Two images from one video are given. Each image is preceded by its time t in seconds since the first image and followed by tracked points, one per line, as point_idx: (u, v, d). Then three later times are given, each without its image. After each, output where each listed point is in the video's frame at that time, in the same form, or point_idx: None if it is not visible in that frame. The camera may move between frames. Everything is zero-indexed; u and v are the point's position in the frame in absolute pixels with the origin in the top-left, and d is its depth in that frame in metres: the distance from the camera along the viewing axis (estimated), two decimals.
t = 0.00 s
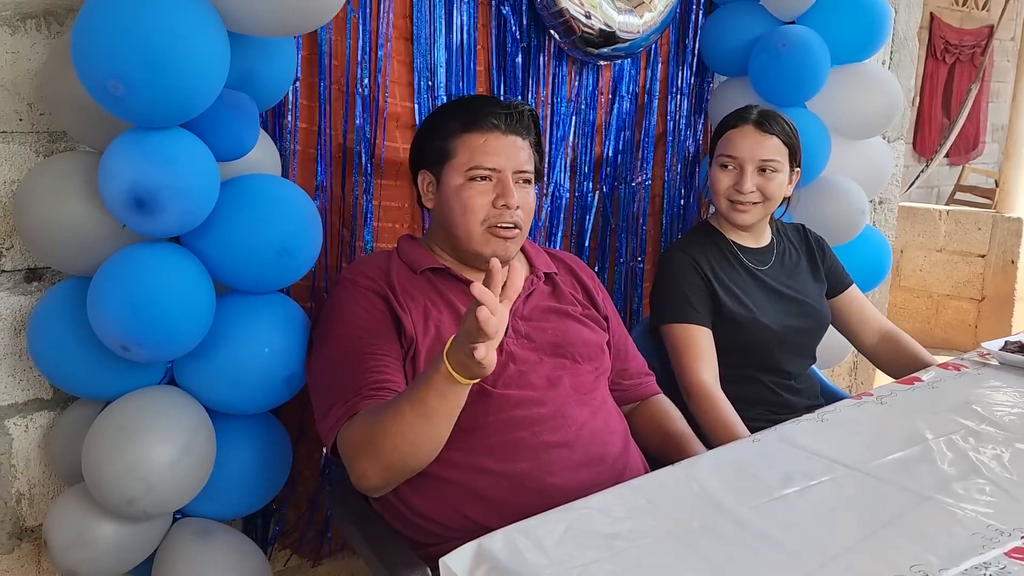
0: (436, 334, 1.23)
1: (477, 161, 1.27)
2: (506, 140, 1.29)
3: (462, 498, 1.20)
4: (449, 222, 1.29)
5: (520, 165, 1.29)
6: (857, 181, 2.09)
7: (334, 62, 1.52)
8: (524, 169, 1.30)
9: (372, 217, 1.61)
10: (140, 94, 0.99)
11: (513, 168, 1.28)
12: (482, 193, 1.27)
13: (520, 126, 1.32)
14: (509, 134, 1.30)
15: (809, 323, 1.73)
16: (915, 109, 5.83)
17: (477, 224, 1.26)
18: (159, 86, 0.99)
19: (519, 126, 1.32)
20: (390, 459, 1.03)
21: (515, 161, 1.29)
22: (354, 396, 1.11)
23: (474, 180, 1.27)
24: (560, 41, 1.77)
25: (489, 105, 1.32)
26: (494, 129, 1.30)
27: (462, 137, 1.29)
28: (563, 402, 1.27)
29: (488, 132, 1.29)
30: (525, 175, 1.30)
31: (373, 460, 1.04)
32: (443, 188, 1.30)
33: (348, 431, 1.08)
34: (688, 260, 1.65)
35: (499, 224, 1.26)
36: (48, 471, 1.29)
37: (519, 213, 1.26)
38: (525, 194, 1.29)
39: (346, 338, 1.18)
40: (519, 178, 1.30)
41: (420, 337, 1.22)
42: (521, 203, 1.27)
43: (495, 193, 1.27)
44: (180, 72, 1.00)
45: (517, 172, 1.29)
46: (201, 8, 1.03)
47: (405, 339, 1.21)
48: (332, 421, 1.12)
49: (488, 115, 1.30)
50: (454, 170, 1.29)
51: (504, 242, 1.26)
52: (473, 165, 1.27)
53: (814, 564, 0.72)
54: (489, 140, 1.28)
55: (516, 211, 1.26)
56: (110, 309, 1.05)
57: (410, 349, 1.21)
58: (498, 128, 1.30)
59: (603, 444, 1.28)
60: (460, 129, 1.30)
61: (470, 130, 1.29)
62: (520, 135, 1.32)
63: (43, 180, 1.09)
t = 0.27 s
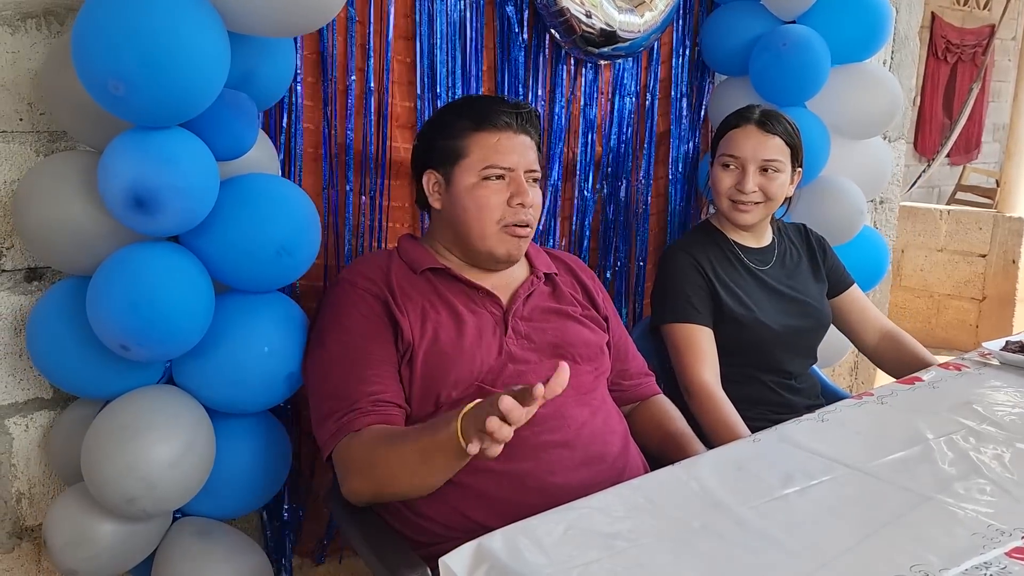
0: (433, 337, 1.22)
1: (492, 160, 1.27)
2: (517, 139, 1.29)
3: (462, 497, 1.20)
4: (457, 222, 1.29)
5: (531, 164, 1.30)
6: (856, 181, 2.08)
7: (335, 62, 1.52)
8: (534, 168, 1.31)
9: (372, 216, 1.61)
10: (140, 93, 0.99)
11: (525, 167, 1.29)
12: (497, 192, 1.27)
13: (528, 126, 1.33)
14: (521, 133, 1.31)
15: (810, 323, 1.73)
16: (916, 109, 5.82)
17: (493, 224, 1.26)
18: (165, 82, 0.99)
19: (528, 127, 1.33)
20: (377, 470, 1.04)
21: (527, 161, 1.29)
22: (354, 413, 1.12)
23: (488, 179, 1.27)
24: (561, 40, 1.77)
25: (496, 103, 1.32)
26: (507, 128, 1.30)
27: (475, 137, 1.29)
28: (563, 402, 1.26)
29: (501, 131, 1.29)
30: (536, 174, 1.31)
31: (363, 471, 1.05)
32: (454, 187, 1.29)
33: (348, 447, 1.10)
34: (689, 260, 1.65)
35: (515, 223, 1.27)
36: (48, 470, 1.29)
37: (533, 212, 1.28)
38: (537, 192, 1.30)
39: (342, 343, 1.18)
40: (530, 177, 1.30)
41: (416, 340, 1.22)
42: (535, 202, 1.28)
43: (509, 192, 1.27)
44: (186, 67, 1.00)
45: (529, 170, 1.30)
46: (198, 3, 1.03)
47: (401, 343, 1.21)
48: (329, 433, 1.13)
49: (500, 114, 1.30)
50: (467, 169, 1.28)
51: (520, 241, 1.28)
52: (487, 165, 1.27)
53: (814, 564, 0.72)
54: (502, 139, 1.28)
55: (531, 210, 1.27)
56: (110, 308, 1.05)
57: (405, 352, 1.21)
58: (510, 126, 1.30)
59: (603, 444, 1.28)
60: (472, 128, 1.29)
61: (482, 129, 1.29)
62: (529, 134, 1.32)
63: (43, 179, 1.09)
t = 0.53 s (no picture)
0: (428, 338, 1.22)
1: (500, 163, 1.26)
2: (521, 139, 1.30)
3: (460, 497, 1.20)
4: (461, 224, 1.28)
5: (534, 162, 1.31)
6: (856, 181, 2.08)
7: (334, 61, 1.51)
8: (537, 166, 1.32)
9: (372, 215, 1.61)
10: (137, 91, 0.99)
11: (529, 167, 1.29)
12: (504, 194, 1.27)
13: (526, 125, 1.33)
14: (521, 132, 1.31)
15: (809, 324, 1.72)
16: (917, 108, 5.81)
17: (502, 226, 1.27)
18: (166, 79, 0.99)
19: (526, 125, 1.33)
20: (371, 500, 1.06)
21: (530, 160, 1.30)
22: (350, 431, 1.11)
23: (496, 182, 1.27)
24: (557, 40, 1.76)
25: (496, 103, 1.31)
26: (509, 128, 1.29)
27: (480, 139, 1.27)
28: (562, 402, 1.26)
29: (505, 132, 1.28)
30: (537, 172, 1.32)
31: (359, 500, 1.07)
32: (460, 190, 1.28)
33: (344, 469, 1.10)
34: (689, 260, 1.64)
35: (522, 223, 1.28)
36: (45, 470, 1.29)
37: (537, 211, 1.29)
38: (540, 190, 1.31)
39: (335, 345, 1.18)
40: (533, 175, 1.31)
41: (410, 341, 1.21)
42: (540, 201, 1.29)
43: (516, 193, 1.28)
44: (186, 65, 1.00)
45: (532, 169, 1.30)
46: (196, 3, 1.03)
47: (395, 344, 1.20)
48: (323, 446, 1.12)
49: (501, 115, 1.29)
50: (474, 173, 1.27)
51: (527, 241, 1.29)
52: (495, 167, 1.26)
53: (812, 564, 0.72)
54: (507, 141, 1.28)
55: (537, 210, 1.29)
56: (106, 308, 1.05)
57: (399, 354, 1.20)
58: (512, 127, 1.30)
59: (602, 444, 1.28)
60: (477, 131, 1.27)
61: (487, 132, 1.28)
62: (529, 133, 1.33)
63: (41, 178, 1.09)
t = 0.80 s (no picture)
0: (422, 336, 1.21)
1: (487, 163, 1.25)
2: (508, 138, 1.28)
3: (455, 497, 1.19)
4: (454, 223, 1.27)
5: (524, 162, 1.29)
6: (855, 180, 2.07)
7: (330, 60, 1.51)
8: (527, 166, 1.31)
9: (368, 215, 1.61)
10: (131, 90, 0.98)
11: (518, 166, 1.28)
12: (492, 195, 1.26)
13: (518, 124, 1.31)
14: (511, 133, 1.29)
15: (807, 323, 1.71)
16: (917, 108, 5.80)
17: (492, 226, 1.26)
18: (162, 78, 0.99)
19: (517, 125, 1.32)
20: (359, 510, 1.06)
21: (519, 159, 1.28)
22: (342, 431, 1.11)
23: (484, 183, 1.26)
24: (553, 40, 1.75)
25: (486, 101, 1.29)
26: (496, 128, 1.28)
27: (468, 141, 1.26)
28: (557, 402, 1.26)
29: (492, 133, 1.27)
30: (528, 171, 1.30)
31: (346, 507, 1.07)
32: (448, 193, 1.27)
33: (339, 470, 1.10)
34: (686, 259, 1.64)
35: (511, 223, 1.27)
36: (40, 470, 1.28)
37: (528, 211, 1.28)
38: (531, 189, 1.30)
39: (328, 343, 1.17)
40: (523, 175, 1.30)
41: (404, 339, 1.21)
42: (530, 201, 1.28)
43: (505, 193, 1.27)
44: (183, 62, 1.00)
45: (522, 168, 1.29)
46: None
47: (389, 342, 1.20)
48: (314, 445, 1.12)
49: (489, 115, 1.28)
50: (461, 175, 1.26)
51: (517, 242, 1.28)
52: (482, 168, 1.26)
53: (806, 565, 0.71)
54: (494, 142, 1.27)
55: (526, 210, 1.27)
56: (99, 307, 1.04)
57: (393, 352, 1.20)
58: (500, 127, 1.28)
59: (597, 444, 1.27)
60: (464, 132, 1.26)
61: (475, 133, 1.26)
62: (520, 132, 1.31)
63: (35, 176, 1.08)
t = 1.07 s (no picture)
0: (417, 335, 1.21)
1: (480, 164, 1.25)
2: (502, 140, 1.28)
3: (449, 497, 1.19)
4: (446, 222, 1.27)
5: (518, 163, 1.29)
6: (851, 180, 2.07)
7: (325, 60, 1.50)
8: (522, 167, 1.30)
9: (364, 214, 1.60)
10: (123, 89, 0.98)
11: (511, 167, 1.28)
12: (485, 195, 1.26)
13: (513, 125, 1.31)
14: (505, 133, 1.29)
15: (804, 323, 1.71)
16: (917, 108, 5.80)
17: (483, 226, 1.26)
18: (154, 78, 0.98)
19: (512, 125, 1.31)
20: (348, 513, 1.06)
21: (513, 160, 1.28)
22: (334, 431, 1.11)
23: (477, 183, 1.26)
24: (547, 39, 1.74)
25: (481, 103, 1.29)
26: (490, 130, 1.27)
27: (462, 141, 1.26)
28: (552, 401, 1.25)
29: (485, 134, 1.27)
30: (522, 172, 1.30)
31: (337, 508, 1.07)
32: (439, 191, 1.27)
33: (332, 471, 1.09)
34: (683, 259, 1.63)
35: (502, 224, 1.26)
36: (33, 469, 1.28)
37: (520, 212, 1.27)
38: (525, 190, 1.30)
39: (322, 342, 1.17)
40: (517, 176, 1.29)
41: (399, 339, 1.21)
42: (523, 202, 1.28)
43: (497, 194, 1.26)
44: (175, 62, 1.00)
45: (516, 170, 1.29)
46: None
47: (383, 342, 1.19)
48: (306, 445, 1.11)
49: (483, 116, 1.27)
50: (454, 175, 1.26)
51: (509, 243, 1.27)
52: (475, 169, 1.25)
53: (797, 566, 0.71)
54: (487, 143, 1.26)
55: (519, 211, 1.27)
56: (92, 307, 1.04)
57: (387, 352, 1.20)
58: (493, 128, 1.28)
59: (592, 443, 1.27)
60: (457, 133, 1.26)
61: (469, 133, 1.26)
62: (514, 133, 1.31)
63: (28, 175, 1.08)
